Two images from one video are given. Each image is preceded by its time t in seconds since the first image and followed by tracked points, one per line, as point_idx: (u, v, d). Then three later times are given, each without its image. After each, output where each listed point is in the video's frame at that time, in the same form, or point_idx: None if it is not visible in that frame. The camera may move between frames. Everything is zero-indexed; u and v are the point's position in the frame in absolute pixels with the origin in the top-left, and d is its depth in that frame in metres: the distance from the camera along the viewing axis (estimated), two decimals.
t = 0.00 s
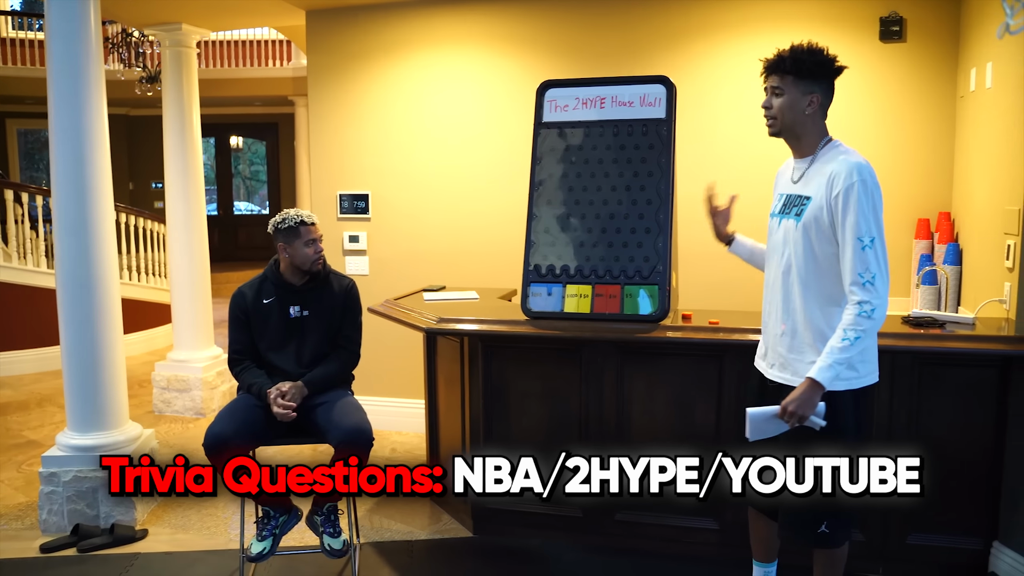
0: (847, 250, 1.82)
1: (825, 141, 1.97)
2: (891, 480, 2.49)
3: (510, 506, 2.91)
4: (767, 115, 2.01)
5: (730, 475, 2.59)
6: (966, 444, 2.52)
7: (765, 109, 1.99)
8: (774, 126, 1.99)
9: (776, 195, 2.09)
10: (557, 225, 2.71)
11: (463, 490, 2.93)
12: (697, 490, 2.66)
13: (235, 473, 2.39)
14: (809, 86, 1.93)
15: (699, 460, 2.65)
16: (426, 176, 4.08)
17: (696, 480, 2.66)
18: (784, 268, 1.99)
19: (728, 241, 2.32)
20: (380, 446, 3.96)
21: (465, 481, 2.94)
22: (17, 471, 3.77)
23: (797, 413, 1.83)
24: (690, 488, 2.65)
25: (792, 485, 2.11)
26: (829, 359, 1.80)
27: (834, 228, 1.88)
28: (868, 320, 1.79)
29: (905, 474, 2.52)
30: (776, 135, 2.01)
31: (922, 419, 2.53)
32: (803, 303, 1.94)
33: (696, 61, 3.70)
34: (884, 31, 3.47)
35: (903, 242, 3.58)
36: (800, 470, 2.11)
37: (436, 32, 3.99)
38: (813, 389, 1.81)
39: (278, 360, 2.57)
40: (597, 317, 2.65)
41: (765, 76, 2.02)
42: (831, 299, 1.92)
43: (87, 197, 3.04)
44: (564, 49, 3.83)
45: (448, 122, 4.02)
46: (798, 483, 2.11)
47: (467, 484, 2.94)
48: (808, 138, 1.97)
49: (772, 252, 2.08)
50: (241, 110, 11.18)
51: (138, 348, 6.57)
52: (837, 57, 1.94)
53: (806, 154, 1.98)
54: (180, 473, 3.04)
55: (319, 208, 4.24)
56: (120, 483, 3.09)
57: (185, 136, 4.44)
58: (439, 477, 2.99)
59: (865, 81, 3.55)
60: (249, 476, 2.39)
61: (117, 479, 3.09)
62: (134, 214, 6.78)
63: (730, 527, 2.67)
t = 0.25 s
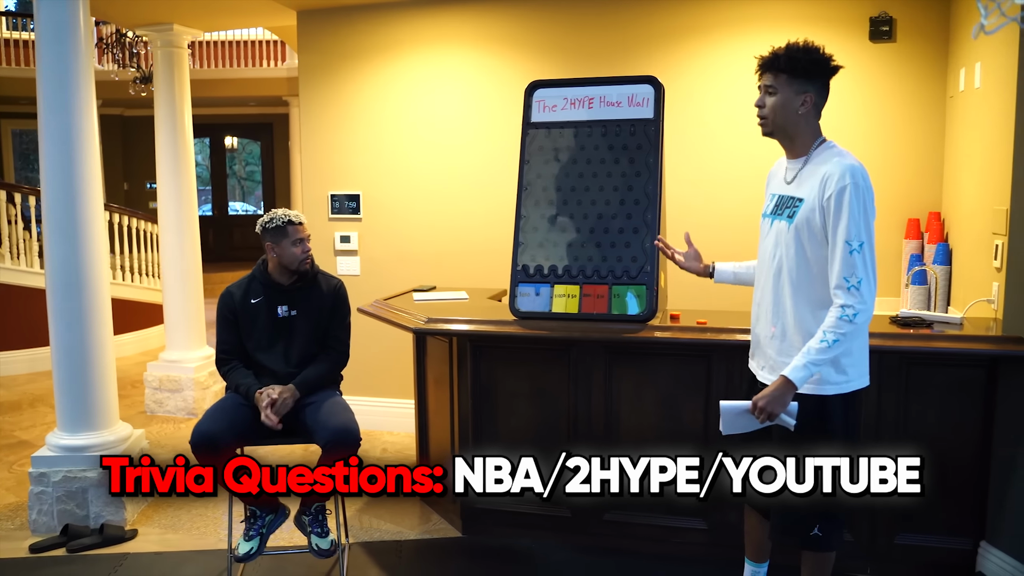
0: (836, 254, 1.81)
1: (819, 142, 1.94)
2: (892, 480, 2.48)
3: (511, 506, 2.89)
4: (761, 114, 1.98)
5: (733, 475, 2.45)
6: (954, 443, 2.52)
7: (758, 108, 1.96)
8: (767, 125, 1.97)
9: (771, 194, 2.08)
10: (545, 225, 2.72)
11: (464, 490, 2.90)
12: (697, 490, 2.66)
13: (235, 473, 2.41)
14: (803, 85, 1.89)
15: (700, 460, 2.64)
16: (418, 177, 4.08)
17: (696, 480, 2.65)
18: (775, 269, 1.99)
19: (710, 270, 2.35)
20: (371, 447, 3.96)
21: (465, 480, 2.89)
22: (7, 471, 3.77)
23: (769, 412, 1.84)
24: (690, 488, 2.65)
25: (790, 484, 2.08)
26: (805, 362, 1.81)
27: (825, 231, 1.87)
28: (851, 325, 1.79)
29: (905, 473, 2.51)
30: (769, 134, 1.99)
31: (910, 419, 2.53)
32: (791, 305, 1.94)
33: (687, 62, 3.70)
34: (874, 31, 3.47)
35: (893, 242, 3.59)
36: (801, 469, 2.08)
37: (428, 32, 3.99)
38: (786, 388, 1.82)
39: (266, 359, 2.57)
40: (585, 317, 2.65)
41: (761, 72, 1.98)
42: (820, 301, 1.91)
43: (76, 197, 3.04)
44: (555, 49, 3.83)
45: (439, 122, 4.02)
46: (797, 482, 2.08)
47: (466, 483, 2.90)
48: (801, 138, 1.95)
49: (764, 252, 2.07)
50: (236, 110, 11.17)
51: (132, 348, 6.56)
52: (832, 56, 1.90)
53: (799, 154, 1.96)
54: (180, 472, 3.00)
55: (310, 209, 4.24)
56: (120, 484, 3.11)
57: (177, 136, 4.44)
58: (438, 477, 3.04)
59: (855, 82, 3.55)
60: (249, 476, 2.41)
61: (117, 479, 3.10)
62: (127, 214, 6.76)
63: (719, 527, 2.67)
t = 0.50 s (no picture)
0: (819, 256, 1.81)
1: (802, 142, 1.93)
2: (890, 480, 2.49)
3: (509, 507, 2.87)
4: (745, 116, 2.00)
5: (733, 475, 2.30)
6: (943, 442, 2.52)
7: (739, 110, 1.98)
8: (748, 126, 1.98)
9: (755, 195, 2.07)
10: (534, 225, 2.72)
11: (465, 489, 2.90)
12: (698, 489, 2.66)
13: (234, 474, 2.44)
14: (778, 86, 1.89)
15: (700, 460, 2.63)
16: (409, 177, 4.08)
17: (695, 480, 2.65)
18: (761, 271, 1.99)
19: (719, 295, 2.35)
20: (362, 447, 3.96)
21: (466, 480, 2.89)
22: None
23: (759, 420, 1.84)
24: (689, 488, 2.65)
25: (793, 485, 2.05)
26: (794, 366, 1.81)
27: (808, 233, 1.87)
28: (836, 328, 1.79)
29: (905, 473, 2.52)
30: (752, 134, 2.00)
31: (899, 418, 2.53)
32: (777, 307, 1.94)
33: (677, 62, 3.70)
34: (864, 31, 3.48)
35: (883, 242, 3.59)
36: (801, 469, 2.06)
37: (418, 32, 3.99)
38: (775, 393, 1.82)
39: (253, 359, 2.57)
40: (573, 316, 2.65)
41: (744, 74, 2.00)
42: (805, 303, 1.91)
43: (65, 197, 3.03)
44: (546, 49, 3.83)
45: (430, 122, 4.02)
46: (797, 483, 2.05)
47: (466, 483, 2.90)
48: (783, 138, 1.95)
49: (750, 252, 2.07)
50: (230, 110, 11.16)
51: (125, 349, 6.55)
52: (809, 54, 1.89)
53: (782, 154, 1.96)
54: (180, 472, 3.04)
55: (301, 209, 4.23)
56: (121, 483, 3.18)
57: (168, 136, 4.43)
58: (439, 476, 2.97)
59: (845, 82, 3.56)
60: (249, 476, 2.44)
61: (118, 478, 3.16)
62: (119, 214, 6.72)
63: (707, 527, 2.67)
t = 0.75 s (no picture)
0: (809, 252, 1.81)
1: (791, 138, 1.93)
2: (890, 480, 2.48)
3: (510, 508, 2.85)
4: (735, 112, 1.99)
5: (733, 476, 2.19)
6: (937, 441, 2.51)
7: (730, 107, 1.96)
8: (739, 123, 1.97)
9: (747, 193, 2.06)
10: (526, 224, 2.70)
11: (464, 490, 2.88)
12: (698, 490, 2.65)
13: (235, 474, 2.43)
14: (770, 82, 1.89)
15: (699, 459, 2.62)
16: (403, 176, 4.07)
17: (696, 480, 2.64)
18: (754, 269, 1.98)
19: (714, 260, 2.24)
20: (356, 446, 3.95)
21: (466, 480, 2.87)
22: None
23: (719, 383, 1.83)
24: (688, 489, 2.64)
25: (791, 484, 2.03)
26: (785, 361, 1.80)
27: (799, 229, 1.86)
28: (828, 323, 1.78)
29: (905, 473, 2.51)
30: (743, 132, 1.98)
31: (894, 418, 2.52)
32: (771, 305, 1.93)
33: (672, 61, 3.70)
34: (859, 30, 3.47)
35: (877, 241, 3.59)
36: (801, 469, 2.04)
37: (412, 31, 3.98)
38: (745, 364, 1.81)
39: (244, 360, 2.56)
40: (566, 316, 2.64)
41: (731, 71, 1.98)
42: (795, 299, 1.90)
43: (56, 196, 3.01)
44: (540, 48, 3.82)
45: (424, 121, 4.01)
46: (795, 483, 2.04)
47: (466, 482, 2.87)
48: (774, 134, 1.94)
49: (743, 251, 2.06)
50: (226, 110, 11.14)
51: (120, 349, 6.53)
52: (799, 50, 1.88)
53: (772, 151, 1.95)
54: (178, 474, 2.85)
55: (295, 208, 4.22)
56: (120, 484, 3.10)
57: (162, 135, 4.42)
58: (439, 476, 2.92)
59: (839, 81, 3.55)
60: (249, 476, 2.43)
61: (118, 479, 3.09)
62: (114, 214, 6.70)
63: (701, 527, 2.66)
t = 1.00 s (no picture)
0: (819, 247, 1.80)
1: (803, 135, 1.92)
2: (890, 480, 2.50)
3: (510, 507, 2.85)
4: (746, 107, 1.94)
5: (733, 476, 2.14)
6: (942, 440, 2.50)
7: (745, 102, 1.91)
8: (753, 119, 1.93)
9: (753, 188, 2.05)
10: (531, 221, 2.69)
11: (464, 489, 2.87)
12: (698, 490, 2.64)
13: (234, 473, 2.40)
14: (791, 78, 1.86)
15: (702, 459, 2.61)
16: (408, 174, 4.06)
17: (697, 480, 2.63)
18: (762, 264, 1.96)
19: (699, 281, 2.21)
20: (361, 444, 3.94)
21: (466, 480, 2.86)
22: None
23: (706, 353, 1.87)
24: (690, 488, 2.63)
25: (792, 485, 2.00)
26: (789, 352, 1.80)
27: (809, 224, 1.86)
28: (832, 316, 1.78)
29: (904, 473, 2.51)
30: (754, 127, 1.94)
31: (900, 417, 2.50)
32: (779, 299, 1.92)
33: (677, 57, 3.68)
34: (866, 25, 3.45)
35: (884, 239, 3.56)
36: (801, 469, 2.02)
37: (417, 28, 3.97)
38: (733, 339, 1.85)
39: (248, 359, 2.56)
40: (570, 313, 2.62)
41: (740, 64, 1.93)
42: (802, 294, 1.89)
43: (61, 194, 3.02)
44: (545, 45, 3.81)
45: (429, 118, 4.00)
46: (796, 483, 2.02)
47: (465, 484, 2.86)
48: (787, 131, 1.92)
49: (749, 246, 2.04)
50: (233, 109, 11.16)
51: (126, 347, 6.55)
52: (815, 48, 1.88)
53: (783, 147, 1.93)
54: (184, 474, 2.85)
55: (300, 206, 4.22)
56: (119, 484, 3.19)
57: (167, 133, 4.42)
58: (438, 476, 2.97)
59: (846, 77, 3.53)
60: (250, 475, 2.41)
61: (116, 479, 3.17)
62: (121, 213, 6.71)
63: (706, 527, 2.65)
